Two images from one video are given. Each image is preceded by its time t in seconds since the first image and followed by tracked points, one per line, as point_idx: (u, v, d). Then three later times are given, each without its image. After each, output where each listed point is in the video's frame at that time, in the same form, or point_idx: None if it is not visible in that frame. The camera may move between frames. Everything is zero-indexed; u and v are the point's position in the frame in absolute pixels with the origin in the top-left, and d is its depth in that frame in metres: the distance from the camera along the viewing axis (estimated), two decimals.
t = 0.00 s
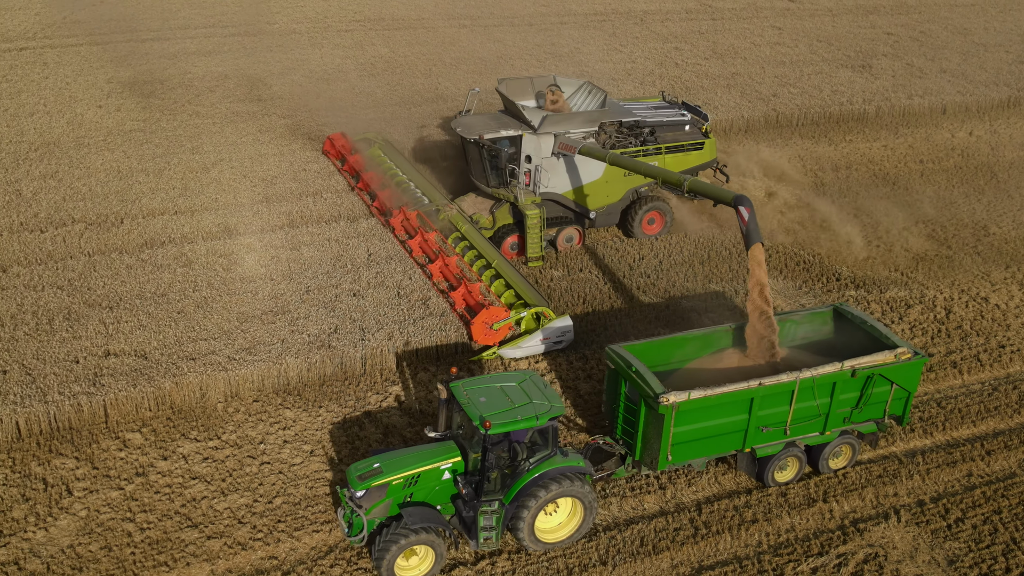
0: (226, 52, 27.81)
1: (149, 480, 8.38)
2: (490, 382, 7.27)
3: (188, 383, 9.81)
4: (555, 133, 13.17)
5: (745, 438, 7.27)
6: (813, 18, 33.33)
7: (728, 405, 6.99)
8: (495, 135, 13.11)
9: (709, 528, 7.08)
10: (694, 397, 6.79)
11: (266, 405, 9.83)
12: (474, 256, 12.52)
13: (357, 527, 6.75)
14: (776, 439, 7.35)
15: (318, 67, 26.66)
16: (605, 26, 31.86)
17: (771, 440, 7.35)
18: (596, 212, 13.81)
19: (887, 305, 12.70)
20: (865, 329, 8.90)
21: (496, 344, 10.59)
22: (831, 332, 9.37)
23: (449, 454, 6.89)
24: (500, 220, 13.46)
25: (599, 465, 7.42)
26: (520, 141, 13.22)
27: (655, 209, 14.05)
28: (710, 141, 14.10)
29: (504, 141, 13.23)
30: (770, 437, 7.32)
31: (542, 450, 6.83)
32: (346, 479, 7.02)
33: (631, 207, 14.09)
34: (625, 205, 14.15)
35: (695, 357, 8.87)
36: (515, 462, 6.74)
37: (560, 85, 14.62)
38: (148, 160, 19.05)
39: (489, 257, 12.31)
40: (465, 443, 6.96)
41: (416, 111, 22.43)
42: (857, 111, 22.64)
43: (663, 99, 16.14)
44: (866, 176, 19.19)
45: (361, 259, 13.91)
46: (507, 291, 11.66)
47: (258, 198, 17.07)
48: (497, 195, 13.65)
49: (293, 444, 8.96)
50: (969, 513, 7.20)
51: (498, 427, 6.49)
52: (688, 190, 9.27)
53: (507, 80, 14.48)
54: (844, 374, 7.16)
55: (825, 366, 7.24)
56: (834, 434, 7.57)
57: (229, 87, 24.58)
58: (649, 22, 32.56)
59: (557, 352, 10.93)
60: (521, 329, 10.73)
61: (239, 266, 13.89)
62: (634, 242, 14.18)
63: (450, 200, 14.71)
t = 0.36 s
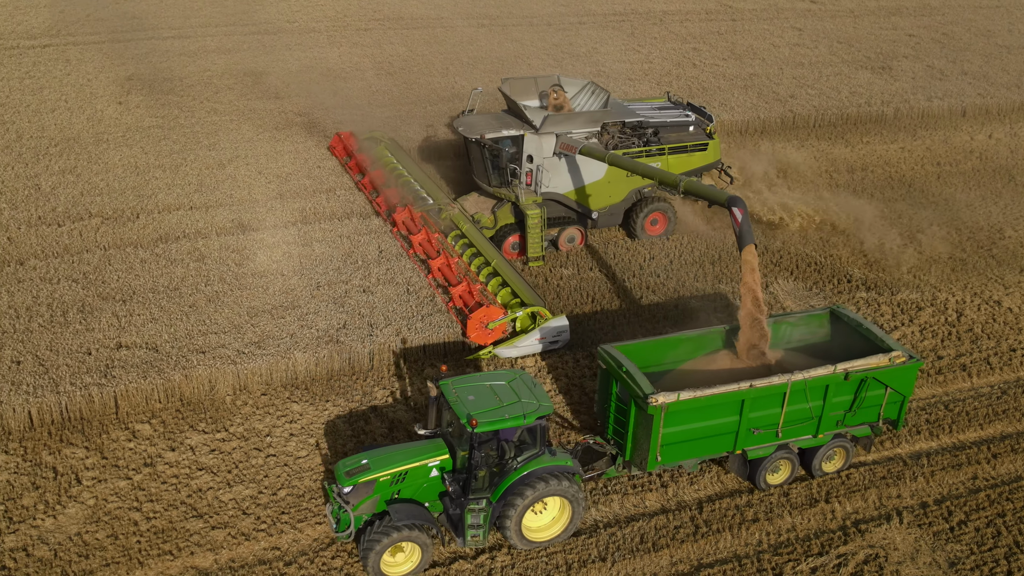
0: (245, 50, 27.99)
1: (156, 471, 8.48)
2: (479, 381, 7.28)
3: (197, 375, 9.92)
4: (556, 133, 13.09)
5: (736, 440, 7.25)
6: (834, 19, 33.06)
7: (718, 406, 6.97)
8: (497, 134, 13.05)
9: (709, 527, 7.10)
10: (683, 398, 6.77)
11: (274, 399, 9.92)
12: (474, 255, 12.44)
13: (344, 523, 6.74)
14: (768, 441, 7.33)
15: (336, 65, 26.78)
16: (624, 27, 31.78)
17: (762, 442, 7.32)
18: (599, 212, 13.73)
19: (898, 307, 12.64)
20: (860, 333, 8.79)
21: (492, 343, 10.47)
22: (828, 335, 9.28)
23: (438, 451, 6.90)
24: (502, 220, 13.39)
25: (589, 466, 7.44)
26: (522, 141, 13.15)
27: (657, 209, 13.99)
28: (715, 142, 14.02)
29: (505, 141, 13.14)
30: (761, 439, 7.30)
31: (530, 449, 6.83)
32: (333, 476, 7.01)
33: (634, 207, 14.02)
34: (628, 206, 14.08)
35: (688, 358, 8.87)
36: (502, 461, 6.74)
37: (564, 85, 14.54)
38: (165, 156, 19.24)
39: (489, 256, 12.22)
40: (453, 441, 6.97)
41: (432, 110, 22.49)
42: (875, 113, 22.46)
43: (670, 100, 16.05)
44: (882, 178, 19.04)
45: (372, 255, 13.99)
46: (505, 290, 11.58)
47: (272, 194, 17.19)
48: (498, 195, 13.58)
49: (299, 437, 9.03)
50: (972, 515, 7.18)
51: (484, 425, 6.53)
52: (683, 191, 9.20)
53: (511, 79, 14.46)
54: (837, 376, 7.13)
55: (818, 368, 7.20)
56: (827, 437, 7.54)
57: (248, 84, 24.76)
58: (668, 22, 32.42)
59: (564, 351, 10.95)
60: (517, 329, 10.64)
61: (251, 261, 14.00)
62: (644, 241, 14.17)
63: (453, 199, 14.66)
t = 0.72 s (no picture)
0: (265, 48, 28.13)
1: (163, 462, 8.58)
2: (468, 380, 7.30)
3: (207, 368, 10.02)
4: (558, 133, 13.05)
5: (727, 441, 7.23)
6: (856, 21, 32.77)
7: (708, 408, 6.95)
8: (498, 134, 13.11)
9: (709, 526, 7.14)
10: (672, 399, 6.75)
11: (282, 393, 10.00)
12: (474, 254, 12.40)
13: (331, 518, 6.76)
14: (759, 444, 7.31)
15: (353, 63, 26.89)
16: (643, 27, 31.65)
17: (754, 444, 7.31)
18: (601, 212, 13.60)
19: (909, 309, 12.58)
20: (856, 335, 8.77)
21: (487, 343, 10.48)
22: (825, 338, 9.25)
23: (426, 449, 6.92)
24: (503, 220, 13.27)
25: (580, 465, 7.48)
26: (524, 141, 13.18)
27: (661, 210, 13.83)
28: (719, 144, 13.83)
29: (508, 141, 13.18)
30: (753, 441, 7.28)
31: (518, 448, 6.84)
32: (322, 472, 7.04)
33: (637, 208, 13.88)
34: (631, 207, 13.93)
35: (682, 358, 8.87)
36: (490, 459, 6.75)
37: (568, 85, 14.54)
38: (181, 153, 19.42)
39: (488, 254, 12.17)
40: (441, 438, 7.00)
41: (448, 109, 22.53)
42: (892, 115, 22.29)
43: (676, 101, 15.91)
44: (898, 179, 18.89)
45: (382, 252, 14.06)
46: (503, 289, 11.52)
47: (286, 191, 17.31)
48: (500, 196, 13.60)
49: (306, 431, 9.11)
50: (976, 519, 7.18)
51: (472, 423, 6.54)
52: (678, 192, 9.13)
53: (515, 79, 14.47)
54: (829, 380, 7.08)
55: (810, 371, 7.16)
56: (820, 440, 7.52)
57: (266, 82, 24.92)
58: (688, 23, 32.23)
59: (571, 348, 10.97)
60: (513, 328, 10.63)
61: (263, 257, 14.10)
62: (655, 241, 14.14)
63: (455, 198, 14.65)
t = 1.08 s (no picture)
0: (284, 46, 28.26)
1: (171, 453, 8.68)
2: (458, 378, 7.35)
3: (215, 362, 10.11)
4: (560, 133, 12.92)
5: (717, 443, 7.23)
6: (878, 22, 32.46)
7: (698, 409, 6.95)
8: (500, 134, 13.04)
9: (710, 526, 7.19)
10: (661, 400, 6.76)
11: (289, 387, 10.08)
12: (473, 253, 12.41)
13: (319, 514, 6.79)
14: (751, 446, 7.30)
15: (370, 62, 26.97)
16: (662, 27, 31.49)
17: (745, 446, 7.30)
18: (603, 213, 13.50)
19: (920, 312, 12.50)
20: (853, 338, 8.76)
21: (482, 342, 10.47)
22: (820, 340, 9.24)
23: (414, 446, 6.93)
24: (505, 219, 13.22)
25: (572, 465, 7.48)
26: (525, 141, 13.09)
27: (664, 211, 13.71)
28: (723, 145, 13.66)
29: (509, 141, 13.12)
30: (744, 444, 7.29)
31: (506, 446, 6.88)
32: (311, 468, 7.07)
33: (640, 209, 13.74)
34: (634, 208, 13.82)
35: (675, 360, 8.88)
36: (477, 458, 6.82)
37: (572, 85, 14.46)
38: (198, 149, 19.60)
39: (488, 254, 12.16)
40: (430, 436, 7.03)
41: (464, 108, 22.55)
42: (911, 117, 22.11)
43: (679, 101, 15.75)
44: (915, 181, 18.73)
45: (393, 249, 14.13)
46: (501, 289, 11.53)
47: (300, 188, 17.43)
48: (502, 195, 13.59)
49: (312, 425, 9.20)
50: (979, 522, 7.20)
51: (458, 421, 6.59)
52: (674, 194, 9.05)
53: (518, 80, 14.45)
54: (821, 383, 7.07)
55: (802, 374, 7.16)
56: (813, 444, 7.47)
57: (283, 80, 25.05)
58: (708, 23, 32.03)
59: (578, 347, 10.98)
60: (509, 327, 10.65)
61: (275, 253, 14.20)
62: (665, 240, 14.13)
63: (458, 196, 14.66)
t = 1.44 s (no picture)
0: (303, 45, 28.37)
1: (177, 446, 8.78)
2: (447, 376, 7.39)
3: (224, 357, 10.20)
4: (561, 134, 13.01)
5: (707, 445, 7.24)
6: (900, 24, 32.13)
7: (687, 411, 6.96)
8: (501, 135, 13.10)
9: (710, 525, 7.22)
10: (649, 401, 6.78)
11: (297, 382, 10.15)
12: (473, 253, 12.39)
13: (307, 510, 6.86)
14: (741, 448, 7.30)
15: (388, 61, 27.04)
16: (681, 28, 31.29)
17: (735, 449, 7.30)
18: (605, 213, 13.51)
19: (931, 315, 12.42)
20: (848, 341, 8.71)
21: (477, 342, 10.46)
22: (817, 343, 9.18)
23: (402, 444, 7.00)
24: (506, 219, 13.19)
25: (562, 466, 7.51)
26: (526, 141, 13.15)
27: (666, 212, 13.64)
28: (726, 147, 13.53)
29: (511, 141, 13.17)
30: (734, 446, 7.29)
31: (493, 446, 6.92)
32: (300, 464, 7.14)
33: (642, 210, 13.69)
34: (636, 208, 13.76)
35: (668, 361, 8.89)
36: (464, 457, 6.86)
37: (575, 85, 14.46)
38: (214, 146, 19.75)
39: (487, 254, 12.15)
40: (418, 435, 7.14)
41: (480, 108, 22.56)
42: (930, 119, 21.90)
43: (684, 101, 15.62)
44: (932, 184, 18.55)
45: (402, 246, 14.18)
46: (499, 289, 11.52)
47: (314, 185, 17.52)
48: (502, 195, 13.61)
49: (317, 420, 9.27)
50: (982, 527, 7.19)
51: (444, 420, 6.61)
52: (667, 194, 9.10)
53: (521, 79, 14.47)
54: (813, 387, 7.07)
55: (794, 377, 7.17)
56: (805, 447, 7.47)
57: (300, 79, 25.17)
58: (727, 24, 31.80)
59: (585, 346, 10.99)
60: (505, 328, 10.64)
61: (286, 249, 14.29)
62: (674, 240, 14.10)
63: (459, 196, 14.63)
